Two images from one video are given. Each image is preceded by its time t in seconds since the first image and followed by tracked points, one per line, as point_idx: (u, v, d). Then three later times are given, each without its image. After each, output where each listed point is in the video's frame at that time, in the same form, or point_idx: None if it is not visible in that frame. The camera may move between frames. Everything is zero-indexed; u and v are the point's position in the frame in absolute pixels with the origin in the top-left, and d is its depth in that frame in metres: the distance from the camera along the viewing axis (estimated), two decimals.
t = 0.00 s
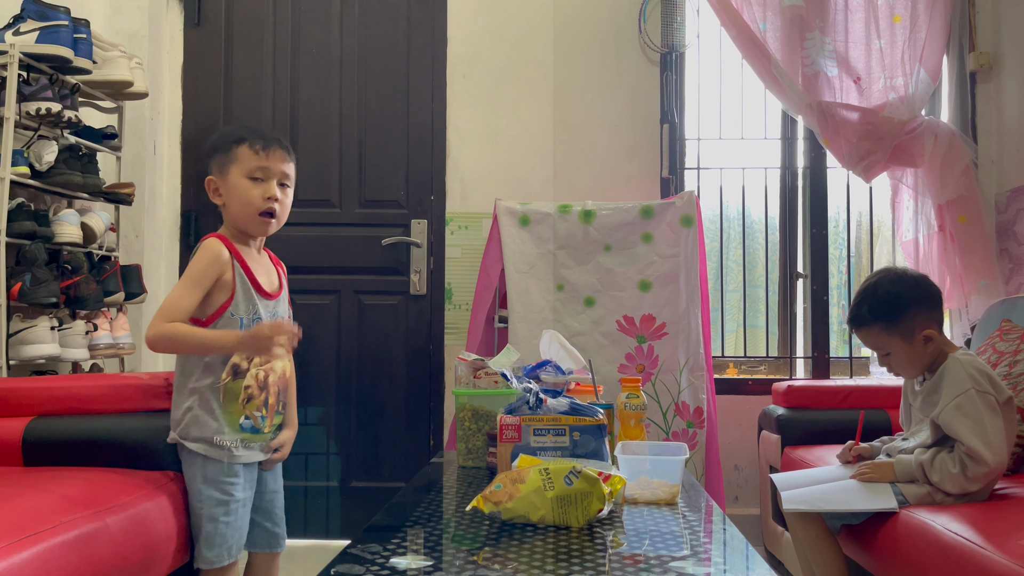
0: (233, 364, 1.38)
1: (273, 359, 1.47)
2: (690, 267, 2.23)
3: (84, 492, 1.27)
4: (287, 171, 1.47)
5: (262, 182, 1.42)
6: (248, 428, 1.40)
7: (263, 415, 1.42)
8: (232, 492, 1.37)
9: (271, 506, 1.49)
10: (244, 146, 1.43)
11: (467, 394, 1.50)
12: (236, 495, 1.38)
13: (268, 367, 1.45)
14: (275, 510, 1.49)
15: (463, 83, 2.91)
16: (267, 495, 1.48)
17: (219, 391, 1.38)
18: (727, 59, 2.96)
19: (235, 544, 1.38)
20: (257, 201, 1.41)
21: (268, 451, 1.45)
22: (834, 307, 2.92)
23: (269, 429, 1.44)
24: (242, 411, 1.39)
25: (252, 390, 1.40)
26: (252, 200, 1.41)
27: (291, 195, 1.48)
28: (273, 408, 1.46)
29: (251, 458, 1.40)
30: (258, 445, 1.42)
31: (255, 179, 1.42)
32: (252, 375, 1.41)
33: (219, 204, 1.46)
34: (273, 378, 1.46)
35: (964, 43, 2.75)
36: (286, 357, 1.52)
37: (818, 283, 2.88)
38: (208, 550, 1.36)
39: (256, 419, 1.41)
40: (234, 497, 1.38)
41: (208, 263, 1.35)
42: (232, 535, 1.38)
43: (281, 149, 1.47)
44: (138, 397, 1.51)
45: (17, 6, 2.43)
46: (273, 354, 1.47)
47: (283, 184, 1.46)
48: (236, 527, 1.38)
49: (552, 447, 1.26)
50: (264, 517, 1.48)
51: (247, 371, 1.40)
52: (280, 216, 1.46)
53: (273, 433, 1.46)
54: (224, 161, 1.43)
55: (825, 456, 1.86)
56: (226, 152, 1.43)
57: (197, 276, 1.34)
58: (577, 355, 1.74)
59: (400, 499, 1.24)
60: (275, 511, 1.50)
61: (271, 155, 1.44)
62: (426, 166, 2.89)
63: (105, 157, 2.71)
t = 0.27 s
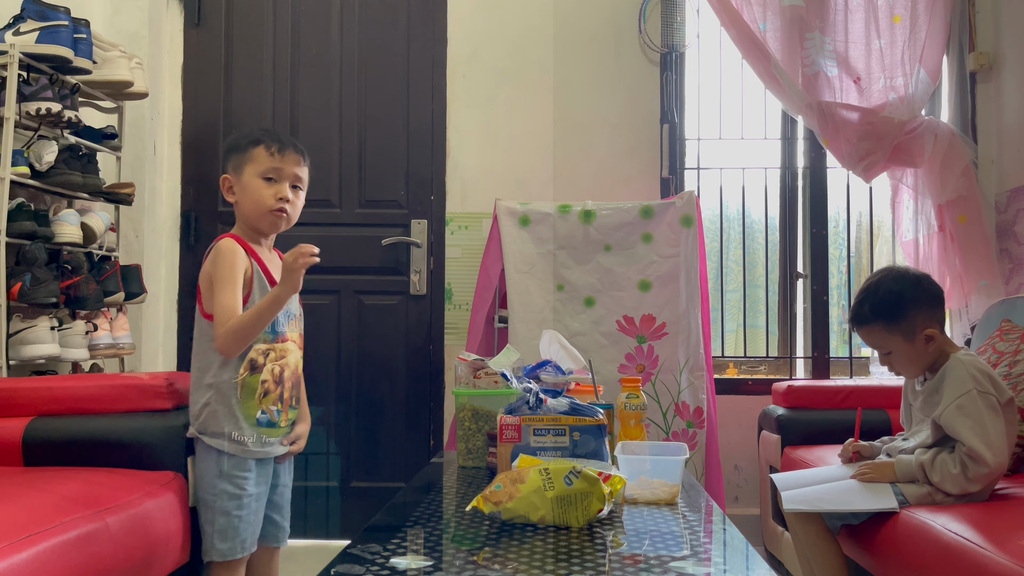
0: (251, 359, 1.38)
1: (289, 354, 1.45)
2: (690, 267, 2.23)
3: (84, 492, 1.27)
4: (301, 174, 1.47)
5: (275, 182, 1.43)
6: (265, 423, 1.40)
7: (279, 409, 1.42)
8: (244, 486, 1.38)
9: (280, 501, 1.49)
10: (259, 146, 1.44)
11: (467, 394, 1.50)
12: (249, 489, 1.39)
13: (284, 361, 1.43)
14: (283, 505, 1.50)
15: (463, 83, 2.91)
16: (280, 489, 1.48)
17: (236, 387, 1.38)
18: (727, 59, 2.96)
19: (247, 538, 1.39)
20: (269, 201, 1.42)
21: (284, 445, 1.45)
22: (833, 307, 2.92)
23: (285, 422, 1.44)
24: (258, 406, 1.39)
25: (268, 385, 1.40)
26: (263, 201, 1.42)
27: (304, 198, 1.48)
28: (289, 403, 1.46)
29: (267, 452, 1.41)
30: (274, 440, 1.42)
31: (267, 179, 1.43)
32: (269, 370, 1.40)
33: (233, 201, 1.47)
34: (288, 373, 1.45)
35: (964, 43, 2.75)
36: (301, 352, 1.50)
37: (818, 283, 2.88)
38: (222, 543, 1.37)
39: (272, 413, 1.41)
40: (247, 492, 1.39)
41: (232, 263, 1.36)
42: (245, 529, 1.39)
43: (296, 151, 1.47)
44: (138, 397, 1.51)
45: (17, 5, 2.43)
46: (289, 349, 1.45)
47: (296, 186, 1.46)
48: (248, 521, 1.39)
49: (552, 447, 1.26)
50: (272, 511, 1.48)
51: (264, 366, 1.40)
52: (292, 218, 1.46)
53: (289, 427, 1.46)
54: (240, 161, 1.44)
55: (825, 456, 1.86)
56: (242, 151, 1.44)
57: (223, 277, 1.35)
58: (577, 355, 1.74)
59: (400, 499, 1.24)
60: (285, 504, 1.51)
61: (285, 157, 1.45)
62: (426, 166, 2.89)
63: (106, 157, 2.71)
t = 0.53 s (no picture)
0: (250, 359, 1.44)
1: (295, 353, 1.49)
2: (690, 267, 2.23)
3: (84, 492, 1.27)
4: (307, 174, 1.50)
5: (281, 183, 1.47)
6: (268, 420, 1.44)
7: (282, 406, 1.46)
8: (252, 480, 1.42)
9: (294, 498, 1.51)
10: (267, 150, 1.48)
11: (467, 394, 1.50)
12: (258, 484, 1.42)
13: (287, 360, 1.47)
14: (298, 502, 1.52)
15: (463, 83, 2.91)
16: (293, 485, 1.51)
17: (240, 384, 1.43)
18: (727, 59, 2.96)
19: (261, 531, 1.42)
20: (275, 200, 1.46)
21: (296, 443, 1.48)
22: (834, 307, 2.92)
23: (292, 420, 1.47)
24: (261, 403, 1.44)
25: (269, 383, 1.44)
26: (270, 200, 1.45)
27: (312, 198, 1.51)
28: (297, 401, 1.48)
29: (274, 448, 1.44)
30: (283, 437, 1.46)
31: (274, 179, 1.46)
32: (269, 369, 1.45)
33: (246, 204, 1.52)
34: (294, 371, 1.48)
35: (964, 43, 2.75)
36: (313, 351, 1.53)
37: (818, 283, 2.88)
38: (236, 536, 1.40)
39: (276, 410, 1.45)
40: (256, 486, 1.42)
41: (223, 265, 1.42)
42: (258, 522, 1.42)
43: (303, 153, 1.51)
44: (138, 397, 1.51)
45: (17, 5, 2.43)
46: (295, 347, 1.49)
47: (303, 186, 1.50)
48: (260, 514, 1.42)
49: (552, 447, 1.26)
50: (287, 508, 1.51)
51: (264, 366, 1.44)
52: (299, 217, 1.49)
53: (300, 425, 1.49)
54: (249, 165, 1.49)
55: (825, 456, 1.86)
56: (251, 156, 1.49)
57: (216, 279, 1.41)
58: (577, 355, 1.74)
59: (400, 499, 1.24)
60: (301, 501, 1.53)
61: (291, 158, 1.48)
62: (426, 166, 2.89)
63: (106, 157, 2.71)
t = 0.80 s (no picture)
0: (243, 357, 1.47)
1: (288, 353, 1.50)
2: (690, 267, 2.23)
3: (84, 492, 1.27)
4: (305, 176, 1.53)
5: (275, 184, 1.50)
6: (260, 418, 1.46)
7: (274, 405, 1.47)
8: (246, 479, 1.43)
9: (296, 498, 1.52)
10: (271, 152, 1.53)
11: (467, 394, 1.50)
12: (252, 481, 1.43)
13: (279, 360, 1.48)
14: (300, 502, 1.52)
15: (463, 83, 2.91)
16: (294, 488, 1.52)
17: (234, 382, 1.46)
18: (727, 59, 2.96)
19: (256, 529, 1.43)
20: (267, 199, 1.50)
21: (290, 442, 1.48)
22: (834, 307, 2.92)
23: (286, 419, 1.48)
24: (253, 401, 1.46)
25: (260, 381, 1.46)
26: (262, 198, 1.50)
27: (308, 200, 1.53)
28: (290, 400, 1.49)
29: (268, 446, 1.45)
30: (274, 437, 1.47)
31: (270, 180, 1.51)
32: (260, 368, 1.47)
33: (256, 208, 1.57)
34: (288, 370, 1.49)
35: (964, 43, 2.75)
36: (312, 352, 1.53)
37: (818, 283, 2.88)
38: (232, 533, 1.42)
39: (269, 408, 1.46)
40: (250, 484, 1.43)
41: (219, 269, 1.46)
42: (253, 520, 1.43)
43: (303, 156, 1.53)
44: (138, 397, 1.51)
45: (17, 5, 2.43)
46: (288, 347, 1.50)
47: (299, 188, 1.52)
48: (255, 512, 1.43)
49: (552, 447, 1.26)
50: (290, 508, 1.51)
51: (255, 365, 1.47)
52: (292, 218, 1.52)
53: (296, 425, 1.49)
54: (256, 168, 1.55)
55: (825, 456, 1.86)
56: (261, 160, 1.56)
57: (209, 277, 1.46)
58: (577, 355, 1.74)
59: (400, 499, 1.24)
60: (304, 504, 1.53)
61: (289, 160, 1.52)
62: (426, 166, 2.89)
63: (106, 157, 2.71)
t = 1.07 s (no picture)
0: (218, 350, 1.38)
1: (263, 346, 1.43)
2: (691, 267, 2.23)
3: (84, 492, 1.27)
4: (274, 188, 1.42)
5: (243, 194, 1.38)
6: (237, 415, 1.37)
7: (252, 401, 1.39)
8: (220, 493, 1.35)
9: (274, 511, 1.46)
10: (237, 151, 1.38)
11: (467, 394, 1.50)
12: (226, 496, 1.35)
13: (256, 353, 1.42)
14: (278, 515, 1.46)
15: (463, 83, 2.91)
16: (270, 499, 1.45)
17: (207, 377, 1.38)
18: (727, 59, 2.96)
19: (229, 546, 1.36)
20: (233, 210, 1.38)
21: (266, 441, 1.40)
22: (833, 307, 2.92)
23: (262, 418, 1.40)
24: (231, 397, 1.38)
25: (238, 374, 1.39)
26: (227, 209, 1.38)
27: (271, 211, 1.44)
28: (266, 398, 1.42)
29: (245, 448, 1.37)
30: (250, 434, 1.38)
31: (236, 187, 1.38)
32: (238, 361, 1.39)
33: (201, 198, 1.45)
34: (264, 364, 1.42)
35: (964, 43, 2.75)
36: (281, 347, 1.48)
37: (818, 283, 2.89)
38: (206, 549, 1.35)
39: (245, 404, 1.38)
40: (224, 498, 1.35)
41: (163, 274, 1.35)
42: (227, 537, 1.36)
43: (275, 165, 1.42)
44: (138, 397, 1.51)
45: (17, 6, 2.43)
46: (263, 340, 1.44)
47: (264, 201, 1.42)
48: (228, 528, 1.36)
49: (552, 447, 1.26)
50: (267, 521, 1.45)
51: (232, 358, 1.39)
52: (252, 231, 1.42)
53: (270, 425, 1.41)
54: (215, 161, 1.39)
55: (825, 456, 1.86)
56: (218, 153, 1.39)
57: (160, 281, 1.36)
58: (577, 355, 1.74)
59: (400, 499, 1.24)
60: (280, 515, 1.46)
61: (260, 170, 1.39)
62: (426, 166, 2.89)
63: (106, 157, 2.71)
